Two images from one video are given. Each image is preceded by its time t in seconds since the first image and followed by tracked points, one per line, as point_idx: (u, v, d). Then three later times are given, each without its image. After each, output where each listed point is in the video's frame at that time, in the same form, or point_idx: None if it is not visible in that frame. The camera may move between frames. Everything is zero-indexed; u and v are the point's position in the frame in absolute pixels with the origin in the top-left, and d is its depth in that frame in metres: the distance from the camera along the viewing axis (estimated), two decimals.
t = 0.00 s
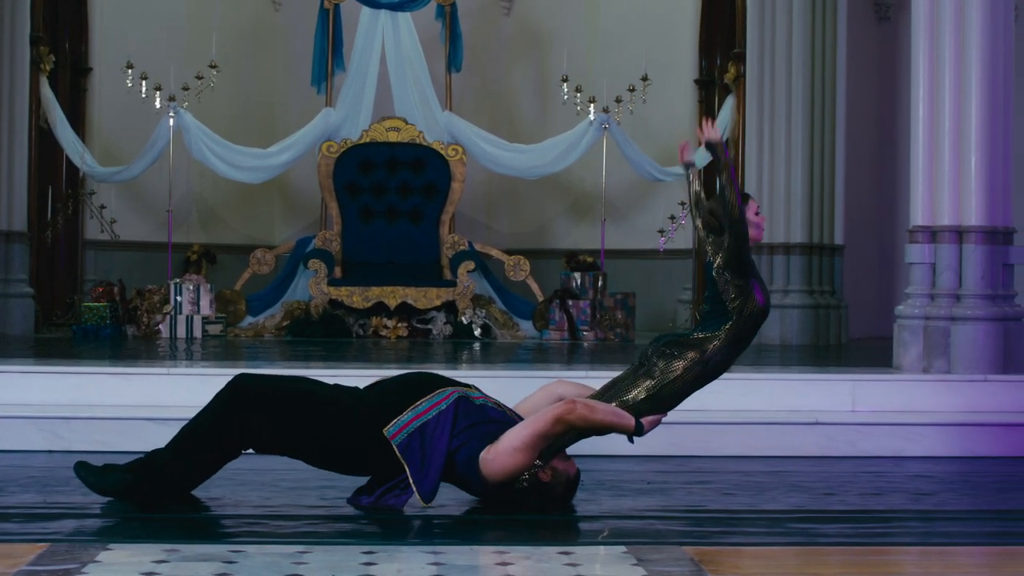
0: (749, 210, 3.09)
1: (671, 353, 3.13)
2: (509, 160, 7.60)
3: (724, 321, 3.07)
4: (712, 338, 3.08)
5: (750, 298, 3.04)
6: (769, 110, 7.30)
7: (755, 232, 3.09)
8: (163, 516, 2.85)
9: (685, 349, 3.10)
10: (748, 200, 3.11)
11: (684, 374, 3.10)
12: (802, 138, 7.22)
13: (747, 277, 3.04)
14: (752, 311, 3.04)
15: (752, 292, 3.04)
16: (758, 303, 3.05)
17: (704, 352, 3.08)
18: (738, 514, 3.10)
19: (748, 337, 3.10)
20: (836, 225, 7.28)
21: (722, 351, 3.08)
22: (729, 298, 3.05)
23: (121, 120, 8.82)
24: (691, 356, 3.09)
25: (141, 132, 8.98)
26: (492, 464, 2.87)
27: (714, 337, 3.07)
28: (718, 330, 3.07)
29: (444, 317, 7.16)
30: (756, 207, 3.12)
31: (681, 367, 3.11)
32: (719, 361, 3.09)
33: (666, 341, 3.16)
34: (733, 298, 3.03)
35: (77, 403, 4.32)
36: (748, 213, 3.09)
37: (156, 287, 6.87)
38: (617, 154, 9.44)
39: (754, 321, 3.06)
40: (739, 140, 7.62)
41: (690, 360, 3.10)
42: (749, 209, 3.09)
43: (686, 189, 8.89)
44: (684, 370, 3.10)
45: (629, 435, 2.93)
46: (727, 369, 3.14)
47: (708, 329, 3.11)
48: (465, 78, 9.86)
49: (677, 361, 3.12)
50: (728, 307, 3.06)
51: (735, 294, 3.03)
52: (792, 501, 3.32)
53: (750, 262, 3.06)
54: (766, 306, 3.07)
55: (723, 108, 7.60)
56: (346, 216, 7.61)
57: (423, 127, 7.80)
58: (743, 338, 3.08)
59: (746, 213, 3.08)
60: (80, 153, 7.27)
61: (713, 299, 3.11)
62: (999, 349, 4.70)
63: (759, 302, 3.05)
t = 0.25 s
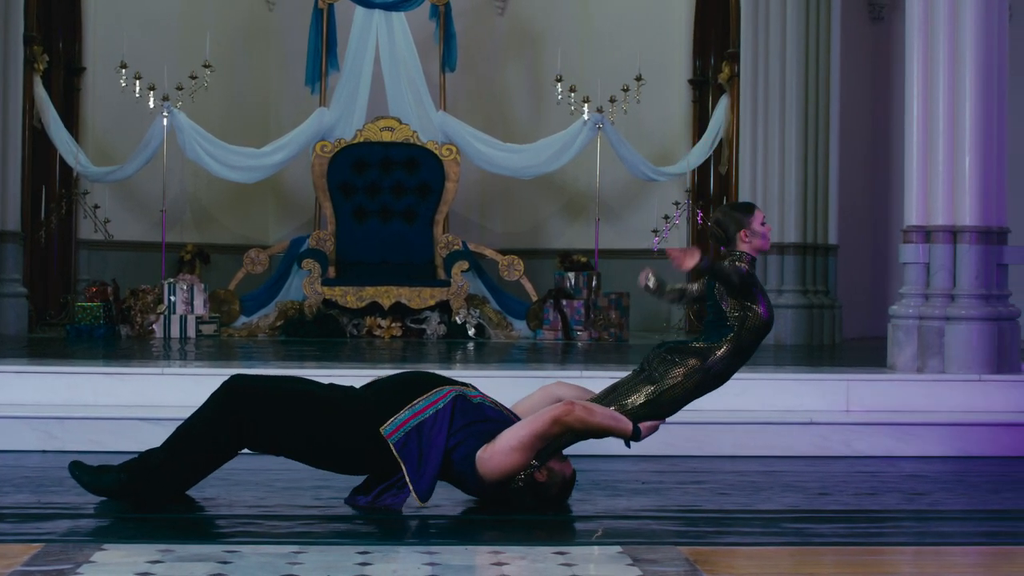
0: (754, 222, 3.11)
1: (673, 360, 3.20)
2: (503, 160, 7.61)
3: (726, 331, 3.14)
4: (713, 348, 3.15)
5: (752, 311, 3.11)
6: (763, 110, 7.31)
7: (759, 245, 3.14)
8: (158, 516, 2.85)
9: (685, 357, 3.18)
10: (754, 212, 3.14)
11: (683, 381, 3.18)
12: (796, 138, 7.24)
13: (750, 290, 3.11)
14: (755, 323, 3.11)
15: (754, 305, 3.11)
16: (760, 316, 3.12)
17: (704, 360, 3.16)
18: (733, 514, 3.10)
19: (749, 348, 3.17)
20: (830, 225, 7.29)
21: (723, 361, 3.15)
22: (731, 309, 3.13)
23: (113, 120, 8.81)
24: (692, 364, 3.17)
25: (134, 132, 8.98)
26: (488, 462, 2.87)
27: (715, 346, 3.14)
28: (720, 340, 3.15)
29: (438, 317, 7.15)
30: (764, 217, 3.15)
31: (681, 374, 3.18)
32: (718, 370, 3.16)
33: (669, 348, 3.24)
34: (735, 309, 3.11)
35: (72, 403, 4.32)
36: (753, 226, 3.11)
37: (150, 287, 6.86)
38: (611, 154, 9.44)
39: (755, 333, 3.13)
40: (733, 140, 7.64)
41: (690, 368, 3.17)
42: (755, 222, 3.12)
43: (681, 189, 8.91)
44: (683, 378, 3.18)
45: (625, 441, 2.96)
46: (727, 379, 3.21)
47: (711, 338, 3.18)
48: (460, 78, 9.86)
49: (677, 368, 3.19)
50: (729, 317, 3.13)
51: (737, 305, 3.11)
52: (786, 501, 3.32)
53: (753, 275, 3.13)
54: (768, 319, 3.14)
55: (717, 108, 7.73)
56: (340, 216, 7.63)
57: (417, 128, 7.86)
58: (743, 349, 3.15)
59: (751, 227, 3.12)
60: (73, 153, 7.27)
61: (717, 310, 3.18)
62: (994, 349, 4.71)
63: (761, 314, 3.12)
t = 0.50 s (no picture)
0: (760, 230, 3.12)
1: (677, 367, 3.19)
2: (501, 160, 7.61)
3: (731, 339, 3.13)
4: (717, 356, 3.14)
5: (756, 320, 3.10)
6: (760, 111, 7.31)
7: (765, 254, 3.14)
8: (156, 516, 2.84)
9: (690, 364, 3.17)
10: (759, 221, 3.15)
11: (685, 388, 3.17)
12: (793, 138, 7.24)
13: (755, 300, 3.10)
14: (759, 332, 3.10)
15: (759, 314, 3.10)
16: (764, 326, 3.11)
17: (708, 368, 3.15)
18: (730, 514, 3.10)
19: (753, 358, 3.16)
20: (827, 225, 7.29)
21: (726, 369, 3.14)
22: (736, 318, 3.11)
23: (111, 120, 8.81)
24: (695, 371, 3.16)
25: (131, 133, 8.96)
26: (487, 460, 2.87)
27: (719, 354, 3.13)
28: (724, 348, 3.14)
29: (435, 317, 7.14)
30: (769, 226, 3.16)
31: (684, 381, 3.17)
32: (721, 378, 3.15)
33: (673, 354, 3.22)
34: (740, 318, 3.10)
35: (68, 403, 4.31)
36: (758, 234, 3.12)
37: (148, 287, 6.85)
38: (608, 153, 9.44)
39: (760, 342, 3.12)
40: (730, 139, 7.64)
41: (693, 375, 3.16)
42: (760, 230, 3.14)
43: (678, 189, 8.91)
44: (686, 385, 3.16)
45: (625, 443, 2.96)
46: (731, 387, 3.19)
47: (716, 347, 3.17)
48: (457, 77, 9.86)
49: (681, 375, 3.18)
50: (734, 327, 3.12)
51: (743, 313, 3.10)
52: (784, 500, 3.32)
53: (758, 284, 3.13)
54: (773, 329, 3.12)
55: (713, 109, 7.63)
56: (338, 216, 7.59)
57: (414, 128, 7.86)
58: (747, 358, 3.14)
59: (757, 236, 3.13)
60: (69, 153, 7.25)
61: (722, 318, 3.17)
62: (991, 349, 4.71)
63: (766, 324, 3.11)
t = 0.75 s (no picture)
0: (764, 236, 3.11)
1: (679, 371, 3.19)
2: (501, 159, 7.62)
3: (736, 345, 3.15)
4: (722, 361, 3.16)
5: (761, 327, 3.12)
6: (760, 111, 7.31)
7: (771, 259, 3.13)
8: (155, 516, 2.84)
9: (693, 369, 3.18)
10: (764, 226, 3.13)
11: (689, 393, 3.17)
12: (793, 138, 7.24)
13: (761, 306, 3.11)
14: (764, 339, 3.12)
15: (764, 320, 3.12)
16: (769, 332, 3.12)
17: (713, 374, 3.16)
18: (730, 514, 3.10)
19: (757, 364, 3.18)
20: (827, 224, 7.29)
21: (731, 375, 3.16)
22: (741, 325, 3.12)
23: (109, 120, 8.80)
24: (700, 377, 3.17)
25: (129, 132, 8.95)
26: (488, 459, 2.87)
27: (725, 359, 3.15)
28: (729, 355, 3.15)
29: (434, 316, 7.13)
30: (774, 230, 3.14)
31: (688, 386, 3.17)
32: (725, 384, 3.17)
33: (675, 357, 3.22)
34: (746, 325, 3.12)
35: (68, 403, 4.31)
36: (763, 240, 3.11)
37: (146, 287, 6.84)
38: (607, 153, 9.44)
39: (766, 348, 3.13)
40: (729, 139, 7.65)
41: (698, 380, 3.17)
42: (765, 235, 3.12)
43: (677, 188, 8.90)
44: (690, 390, 3.17)
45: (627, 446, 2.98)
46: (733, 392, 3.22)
47: (720, 352, 3.18)
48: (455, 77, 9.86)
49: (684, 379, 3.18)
50: (740, 333, 3.13)
51: (747, 320, 3.11)
52: (784, 500, 3.32)
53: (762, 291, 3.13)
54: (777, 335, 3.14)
55: (712, 109, 7.68)
56: (337, 215, 7.58)
57: (412, 127, 7.87)
58: (752, 364, 3.16)
59: (762, 241, 3.12)
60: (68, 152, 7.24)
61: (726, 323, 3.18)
62: (992, 349, 4.71)
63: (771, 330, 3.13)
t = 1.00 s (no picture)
0: (770, 240, 3.12)
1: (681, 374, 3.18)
2: (501, 159, 7.61)
3: (739, 349, 3.15)
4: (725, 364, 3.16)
5: (764, 330, 3.13)
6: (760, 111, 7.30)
7: (776, 263, 3.15)
8: (155, 515, 2.84)
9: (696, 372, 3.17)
10: (769, 230, 3.15)
11: (692, 395, 3.17)
12: (793, 138, 7.24)
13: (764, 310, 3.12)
14: (767, 342, 3.13)
15: (767, 323, 3.13)
16: (772, 336, 3.14)
17: (715, 377, 3.16)
18: (730, 513, 3.10)
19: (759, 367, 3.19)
20: (826, 223, 7.28)
21: (734, 378, 3.16)
22: (745, 328, 3.13)
23: (110, 119, 8.81)
24: (702, 379, 3.17)
25: (130, 132, 8.96)
26: (490, 459, 2.87)
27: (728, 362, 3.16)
28: (732, 358, 3.16)
29: (434, 316, 7.12)
30: (778, 235, 3.16)
31: (690, 389, 3.17)
32: (728, 387, 3.18)
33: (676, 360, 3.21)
34: (750, 329, 3.13)
35: (68, 403, 4.31)
36: (769, 244, 3.12)
37: (146, 287, 6.84)
38: (607, 152, 9.43)
39: (769, 352, 3.15)
40: (729, 139, 7.64)
41: (700, 383, 3.17)
42: (770, 239, 3.14)
43: (677, 188, 8.89)
44: (692, 392, 3.17)
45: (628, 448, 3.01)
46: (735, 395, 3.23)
47: (723, 356, 3.18)
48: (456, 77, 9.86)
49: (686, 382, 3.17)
50: (744, 337, 3.14)
51: (751, 324, 3.12)
52: (784, 500, 3.32)
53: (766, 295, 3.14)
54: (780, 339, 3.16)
55: (712, 109, 7.67)
56: (337, 215, 7.59)
57: (413, 127, 7.86)
58: (754, 367, 3.17)
59: (767, 245, 3.13)
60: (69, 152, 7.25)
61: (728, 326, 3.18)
62: (991, 349, 4.70)
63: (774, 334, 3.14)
